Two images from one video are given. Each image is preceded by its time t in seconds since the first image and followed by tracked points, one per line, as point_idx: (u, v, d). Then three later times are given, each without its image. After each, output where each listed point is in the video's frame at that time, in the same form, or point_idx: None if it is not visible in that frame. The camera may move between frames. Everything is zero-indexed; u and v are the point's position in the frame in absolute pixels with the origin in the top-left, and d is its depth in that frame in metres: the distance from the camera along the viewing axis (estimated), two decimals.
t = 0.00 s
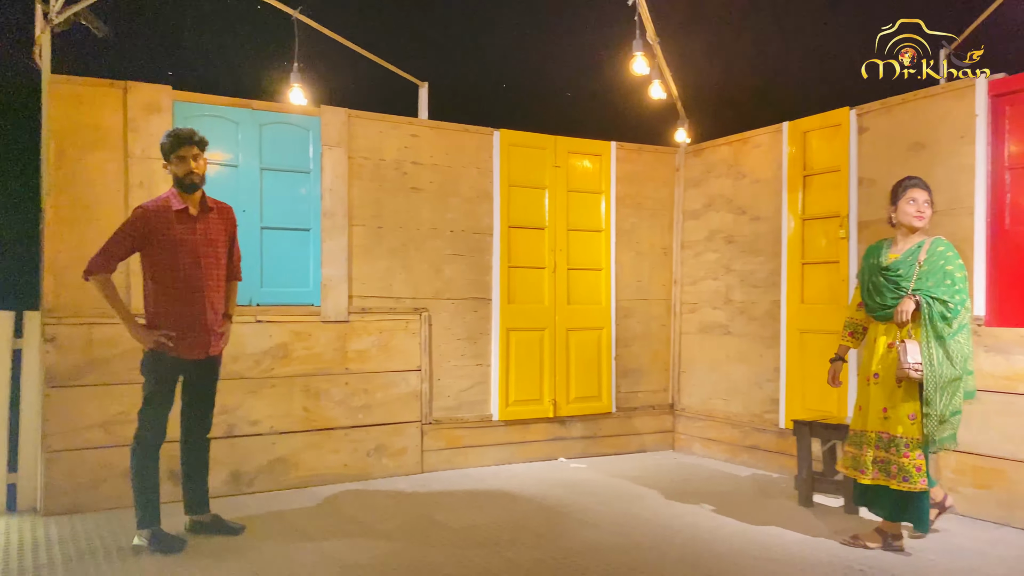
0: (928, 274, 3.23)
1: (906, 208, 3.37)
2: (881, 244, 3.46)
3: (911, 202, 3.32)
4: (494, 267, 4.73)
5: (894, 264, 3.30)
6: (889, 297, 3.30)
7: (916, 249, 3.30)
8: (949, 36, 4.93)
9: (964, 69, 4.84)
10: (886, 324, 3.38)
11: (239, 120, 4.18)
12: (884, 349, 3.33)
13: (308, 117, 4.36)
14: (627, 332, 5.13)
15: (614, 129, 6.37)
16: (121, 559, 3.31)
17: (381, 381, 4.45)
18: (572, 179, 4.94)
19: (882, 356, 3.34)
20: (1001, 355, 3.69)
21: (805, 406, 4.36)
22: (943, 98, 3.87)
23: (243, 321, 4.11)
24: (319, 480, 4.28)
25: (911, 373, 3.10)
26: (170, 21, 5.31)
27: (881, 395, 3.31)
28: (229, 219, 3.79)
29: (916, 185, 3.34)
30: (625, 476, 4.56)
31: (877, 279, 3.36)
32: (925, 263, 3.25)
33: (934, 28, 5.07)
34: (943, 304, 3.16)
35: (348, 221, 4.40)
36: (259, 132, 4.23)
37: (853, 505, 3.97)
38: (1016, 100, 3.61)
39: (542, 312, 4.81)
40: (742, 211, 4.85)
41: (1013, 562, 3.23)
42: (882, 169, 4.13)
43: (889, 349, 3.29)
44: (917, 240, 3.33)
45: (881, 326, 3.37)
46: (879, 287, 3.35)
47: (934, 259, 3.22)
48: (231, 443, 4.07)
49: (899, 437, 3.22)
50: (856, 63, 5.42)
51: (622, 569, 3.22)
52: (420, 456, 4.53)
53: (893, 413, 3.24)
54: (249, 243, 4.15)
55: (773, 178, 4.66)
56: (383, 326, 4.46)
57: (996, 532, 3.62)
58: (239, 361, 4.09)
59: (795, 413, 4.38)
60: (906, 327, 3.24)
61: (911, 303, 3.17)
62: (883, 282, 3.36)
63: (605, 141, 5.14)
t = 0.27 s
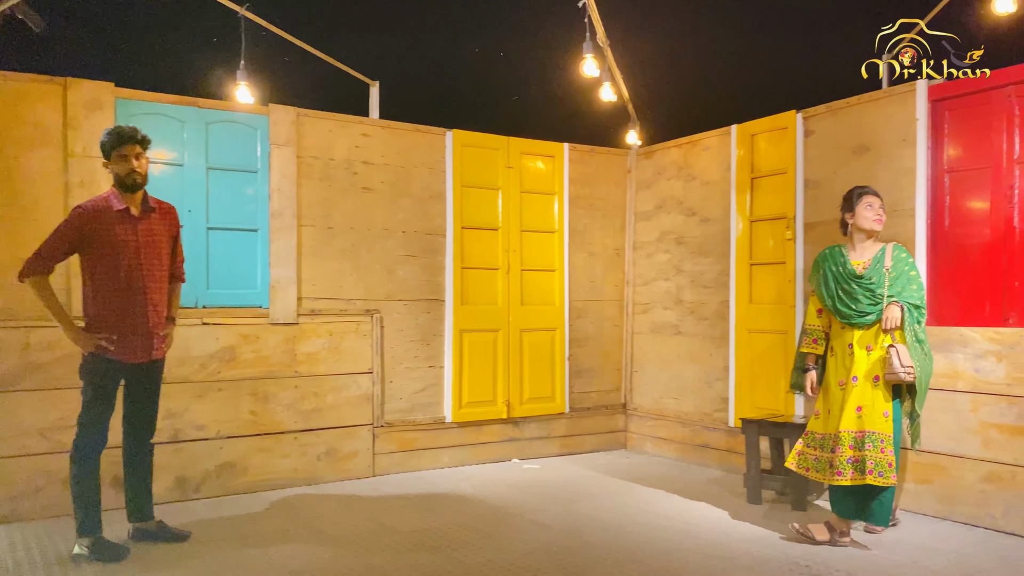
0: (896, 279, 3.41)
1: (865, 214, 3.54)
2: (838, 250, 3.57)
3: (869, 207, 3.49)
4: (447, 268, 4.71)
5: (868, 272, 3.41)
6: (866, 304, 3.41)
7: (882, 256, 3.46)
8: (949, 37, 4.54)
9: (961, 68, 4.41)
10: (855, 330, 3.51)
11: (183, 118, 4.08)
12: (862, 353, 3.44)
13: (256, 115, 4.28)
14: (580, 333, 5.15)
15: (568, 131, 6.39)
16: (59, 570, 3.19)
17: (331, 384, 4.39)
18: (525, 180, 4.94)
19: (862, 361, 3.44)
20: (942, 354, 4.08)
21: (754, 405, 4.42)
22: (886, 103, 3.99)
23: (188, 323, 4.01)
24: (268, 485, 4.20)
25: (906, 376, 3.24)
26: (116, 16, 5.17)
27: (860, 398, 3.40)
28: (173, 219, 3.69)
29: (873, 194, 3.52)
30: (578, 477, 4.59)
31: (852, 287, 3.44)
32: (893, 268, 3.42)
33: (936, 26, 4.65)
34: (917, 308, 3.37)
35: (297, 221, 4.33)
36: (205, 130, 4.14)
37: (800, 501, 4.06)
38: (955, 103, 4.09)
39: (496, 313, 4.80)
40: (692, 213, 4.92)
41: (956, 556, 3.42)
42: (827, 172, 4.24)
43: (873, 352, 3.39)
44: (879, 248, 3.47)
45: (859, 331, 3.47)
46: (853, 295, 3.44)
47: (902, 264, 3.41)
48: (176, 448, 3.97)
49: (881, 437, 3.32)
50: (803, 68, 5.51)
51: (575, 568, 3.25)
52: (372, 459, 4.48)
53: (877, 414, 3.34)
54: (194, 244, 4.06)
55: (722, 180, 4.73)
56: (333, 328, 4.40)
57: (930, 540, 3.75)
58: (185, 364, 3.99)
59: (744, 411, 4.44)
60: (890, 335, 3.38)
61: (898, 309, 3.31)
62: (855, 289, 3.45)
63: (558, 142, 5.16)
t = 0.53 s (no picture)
0: (845, 276, 3.64)
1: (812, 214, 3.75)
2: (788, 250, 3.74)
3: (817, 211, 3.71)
4: (390, 270, 4.67)
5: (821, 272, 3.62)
6: (824, 302, 3.60)
7: (830, 255, 3.68)
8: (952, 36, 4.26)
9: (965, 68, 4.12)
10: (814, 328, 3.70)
11: (116, 116, 3.97)
12: (827, 350, 3.63)
13: (193, 114, 4.19)
14: (526, 334, 5.17)
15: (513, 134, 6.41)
16: None
17: (271, 388, 4.32)
18: (470, 182, 4.94)
19: (829, 358, 3.64)
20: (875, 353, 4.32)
21: (694, 404, 4.51)
22: (820, 110, 4.11)
23: (122, 327, 3.91)
24: (206, 491, 4.11)
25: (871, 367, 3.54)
26: (49, 12, 5.02)
27: (831, 393, 3.60)
28: (104, 221, 3.59)
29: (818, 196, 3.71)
30: (523, 478, 4.61)
31: (811, 287, 3.59)
32: (842, 266, 3.65)
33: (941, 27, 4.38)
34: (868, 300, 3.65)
35: (235, 222, 4.25)
36: (140, 128, 4.03)
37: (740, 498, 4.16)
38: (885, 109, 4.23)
39: (440, 315, 4.78)
40: (634, 215, 4.98)
41: (887, 549, 3.73)
42: (764, 175, 4.33)
43: (840, 349, 3.60)
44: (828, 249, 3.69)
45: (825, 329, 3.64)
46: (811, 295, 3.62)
47: (850, 262, 3.64)
48: (109, 456, 3.86)
49: (851, 424, 3.60)
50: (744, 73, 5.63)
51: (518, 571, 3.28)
52: (313, 463, 4.43)
53: (848, 405, 3.59)
54: (128, 246, 3.96)
55: (663, 183, 4.80)
56: (273, 331, 4.33)
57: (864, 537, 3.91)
58: (118, 369, 3.89)
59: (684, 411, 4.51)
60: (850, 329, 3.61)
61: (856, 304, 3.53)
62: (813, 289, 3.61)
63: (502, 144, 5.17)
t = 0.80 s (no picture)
0: (786, 272, 3.79)
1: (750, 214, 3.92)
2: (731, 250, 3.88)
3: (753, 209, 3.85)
4: (322, 272, 4.61)
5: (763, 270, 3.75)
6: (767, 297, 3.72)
7: (771, 253, 3.82)
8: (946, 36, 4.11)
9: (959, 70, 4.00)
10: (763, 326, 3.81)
11: (32, 112, 3.82)
12: (778, 348, 3.76)
13: (116, 112, 4.06)
14: (461, 336, 5.17)
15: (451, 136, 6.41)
16: None
17: (199, 393, 4.21)
18: (404, 183, 4.90)
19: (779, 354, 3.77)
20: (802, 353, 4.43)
21: (626, 404, 4.59)
22: (747, 115, 4.23)
23: (39, 332, 3.77)
24: (130, 501, 3.99)
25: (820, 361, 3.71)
26: None
27: (785, 389, 3.74)
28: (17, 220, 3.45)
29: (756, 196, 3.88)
30: (457, 480, 4.61)
31: (755, 284, 3.73)
32: (783, 264, 3.80)
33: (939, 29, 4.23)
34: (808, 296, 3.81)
35: (160, 223, 4.13)
36: (58, 125, 3.89)
37: (671, 497, 4.22)
38: (809, 114, 4.35)
39: (374, 317, 4.74)
40: (568, 217, 5.03)
41: (810, 544, 3.82)
42: (693, 179, 4.43)
43: (789, 345, 3.75)
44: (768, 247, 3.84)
45: (774, 328, 3.76)
46: (755, 292, 3.74)
47: (790, 259, 3.80)
48: (24, 466, 3.71)
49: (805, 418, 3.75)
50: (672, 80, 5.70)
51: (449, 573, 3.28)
52: (243, 470, 4.34)
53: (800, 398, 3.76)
54: (45, 246, 3.81)
55: (597, 185, 4.87)
56: (200, 335, 4.23)
57: (788, 531, 4.02)
58: (34, 375, 3.75)
59: (616, 411, 4.58)
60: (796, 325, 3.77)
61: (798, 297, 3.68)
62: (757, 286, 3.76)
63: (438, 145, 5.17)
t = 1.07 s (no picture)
0: (737, 272, 3.90)
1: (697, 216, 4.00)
2: (682, 250, 3.96)
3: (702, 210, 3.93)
4: (249, 274, 4.54)
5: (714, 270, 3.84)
6: (718, 296, 3.82)
7: (722, 253, 3.92)
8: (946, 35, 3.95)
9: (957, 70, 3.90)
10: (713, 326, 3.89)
11: None
12: (727, 346, 3.85)
13: (30, 107, 3.89)
14: (394, 338, 5.14)
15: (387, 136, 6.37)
16: None
17: (120, 398, 4.08)
18: (335, 183, 4.85)
19: (727, 353, 3.86)
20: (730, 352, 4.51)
21: (560, 404, 4.68)
22: (675, 119, 4.31)
23: None
24: (46, 512, 3.83)
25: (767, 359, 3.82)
26: None
27: (734, 385, 3.84)
28: None
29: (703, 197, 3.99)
30: (390, 484, 4.58)
31: (704, 283, 3.84)
32: (733, 264, 3.89)
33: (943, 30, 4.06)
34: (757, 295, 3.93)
35: (78, 222, 3.99)
36: None
37: (602, 496, 4.25)
38: (736, 118, 4.43)
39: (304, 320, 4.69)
40: (502, 218, 5.06)
41: (735, 539, 3.88)
42: (624, 181, 4.51)
43: (739, 343, 3.85)
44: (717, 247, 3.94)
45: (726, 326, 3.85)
46: (706, 292, 3.84)
47: (740, 260, 3.89)
48: None
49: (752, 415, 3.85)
50: (602, 85, 5.73)
51: None
52: (167, 477, 4.22)
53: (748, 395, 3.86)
54: None
55: (530, 187, 4.92)
56: (121, 339, 4.09)
57: (717, 527, 4.07)
58: None
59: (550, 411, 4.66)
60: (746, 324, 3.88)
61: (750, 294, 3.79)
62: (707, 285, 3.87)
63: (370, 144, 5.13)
